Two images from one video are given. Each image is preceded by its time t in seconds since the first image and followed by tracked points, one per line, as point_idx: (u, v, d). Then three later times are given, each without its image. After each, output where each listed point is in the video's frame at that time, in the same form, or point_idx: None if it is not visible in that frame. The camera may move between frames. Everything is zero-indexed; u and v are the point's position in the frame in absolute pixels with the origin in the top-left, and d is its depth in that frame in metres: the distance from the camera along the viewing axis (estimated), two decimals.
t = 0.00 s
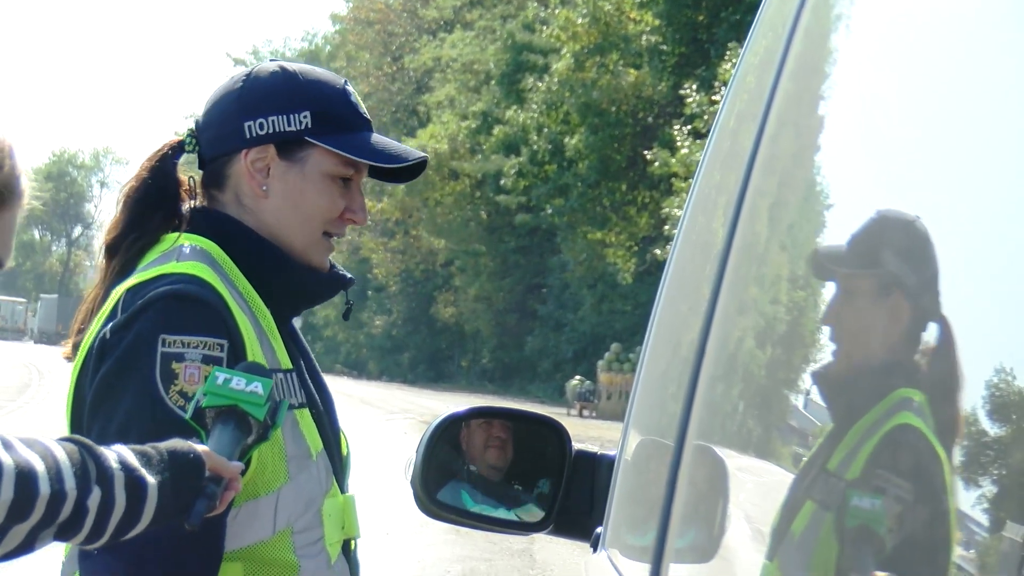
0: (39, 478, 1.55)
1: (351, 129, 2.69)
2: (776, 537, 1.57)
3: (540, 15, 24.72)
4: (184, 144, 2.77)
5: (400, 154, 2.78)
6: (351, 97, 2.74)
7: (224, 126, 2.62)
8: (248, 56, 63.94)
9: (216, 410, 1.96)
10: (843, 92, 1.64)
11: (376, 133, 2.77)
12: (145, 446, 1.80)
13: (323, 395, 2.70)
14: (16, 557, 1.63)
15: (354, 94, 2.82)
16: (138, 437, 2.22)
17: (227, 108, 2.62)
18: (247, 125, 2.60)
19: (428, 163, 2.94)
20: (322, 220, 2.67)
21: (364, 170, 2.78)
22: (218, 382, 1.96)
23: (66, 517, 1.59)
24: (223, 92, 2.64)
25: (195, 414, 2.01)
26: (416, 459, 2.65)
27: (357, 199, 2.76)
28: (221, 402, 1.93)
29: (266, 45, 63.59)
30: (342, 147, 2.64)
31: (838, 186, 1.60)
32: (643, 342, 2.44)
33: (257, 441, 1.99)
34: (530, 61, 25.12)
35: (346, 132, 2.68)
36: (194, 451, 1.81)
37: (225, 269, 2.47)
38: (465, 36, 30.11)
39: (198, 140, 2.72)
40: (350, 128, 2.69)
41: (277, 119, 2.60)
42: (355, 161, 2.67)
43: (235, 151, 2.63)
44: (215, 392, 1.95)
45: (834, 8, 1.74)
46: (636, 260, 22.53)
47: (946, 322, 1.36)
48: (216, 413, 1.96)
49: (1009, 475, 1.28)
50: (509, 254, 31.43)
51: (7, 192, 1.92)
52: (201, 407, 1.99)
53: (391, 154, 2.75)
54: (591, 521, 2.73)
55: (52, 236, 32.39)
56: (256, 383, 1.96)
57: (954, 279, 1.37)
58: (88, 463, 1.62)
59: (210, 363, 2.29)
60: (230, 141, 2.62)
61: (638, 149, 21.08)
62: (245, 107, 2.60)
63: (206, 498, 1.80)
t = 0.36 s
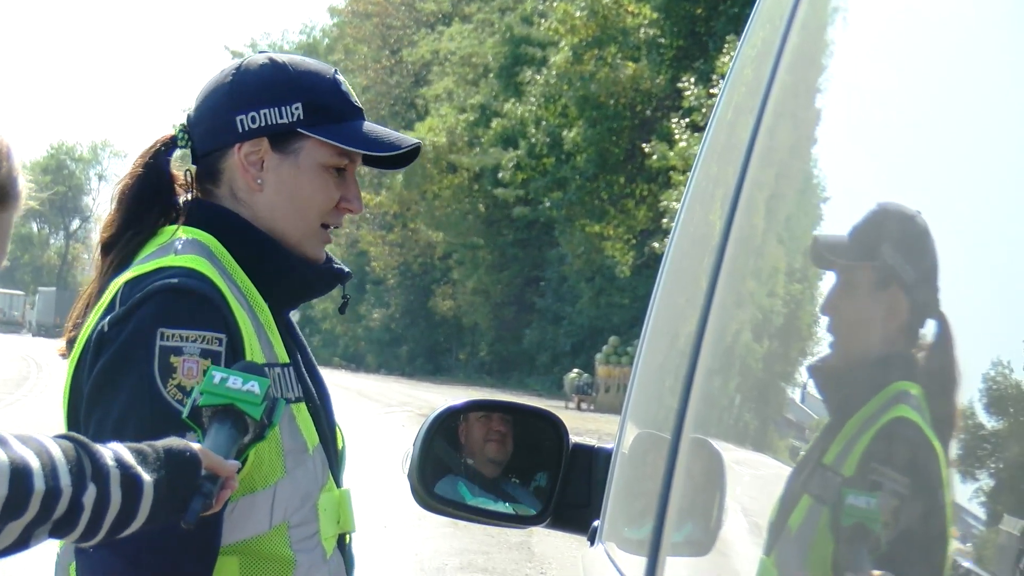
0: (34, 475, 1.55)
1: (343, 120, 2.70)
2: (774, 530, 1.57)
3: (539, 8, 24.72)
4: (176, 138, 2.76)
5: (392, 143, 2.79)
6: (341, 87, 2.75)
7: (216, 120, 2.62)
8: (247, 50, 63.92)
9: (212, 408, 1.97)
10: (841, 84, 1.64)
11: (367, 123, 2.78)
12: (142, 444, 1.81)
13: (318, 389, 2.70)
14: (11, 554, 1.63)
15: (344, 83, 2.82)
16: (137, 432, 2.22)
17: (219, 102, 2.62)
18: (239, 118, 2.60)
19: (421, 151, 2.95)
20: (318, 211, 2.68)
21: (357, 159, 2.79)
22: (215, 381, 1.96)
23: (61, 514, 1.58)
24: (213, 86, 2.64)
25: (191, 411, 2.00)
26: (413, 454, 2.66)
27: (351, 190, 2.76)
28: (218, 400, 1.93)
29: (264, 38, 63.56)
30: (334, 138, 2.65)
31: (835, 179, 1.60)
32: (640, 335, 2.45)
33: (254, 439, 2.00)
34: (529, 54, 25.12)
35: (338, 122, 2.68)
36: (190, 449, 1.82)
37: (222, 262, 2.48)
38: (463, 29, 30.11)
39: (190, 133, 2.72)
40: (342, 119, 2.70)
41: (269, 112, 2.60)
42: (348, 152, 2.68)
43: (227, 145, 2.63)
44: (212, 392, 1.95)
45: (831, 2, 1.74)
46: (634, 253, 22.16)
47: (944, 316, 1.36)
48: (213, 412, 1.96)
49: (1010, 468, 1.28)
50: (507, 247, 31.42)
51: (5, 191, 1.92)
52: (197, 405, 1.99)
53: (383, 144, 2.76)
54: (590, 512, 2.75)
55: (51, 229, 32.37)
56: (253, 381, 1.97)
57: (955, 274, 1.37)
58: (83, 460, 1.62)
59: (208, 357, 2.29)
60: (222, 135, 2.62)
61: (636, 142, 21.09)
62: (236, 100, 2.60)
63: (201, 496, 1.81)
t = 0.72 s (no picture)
0: (44, 470, 1.56)
1: (358, 126, 2.69)
2: (777, 525, 1.57)
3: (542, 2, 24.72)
4: (188, 128, 2.77)
5: (406, 154, 2.78)
6: (360, 93, 2.74)
7: (231, 114, 2.63)
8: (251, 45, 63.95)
9: (226, 403, 1.97)
10: (845, 79, 1.63)
11: (383, 132, 2.77)
12: (155, 438, 1.81)
13: (322, 384, 2.70)
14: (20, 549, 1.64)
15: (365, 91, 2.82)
16: (139, 429, 2.22)
17: (234, 98, 2.63)
18: (254, 114, 2.61)
19: (433, 166, 2.94)
20: (326, 213, 2.66)
21: (370, 166, 2.79)
22: (229, 375, 1.96)
23: (70, 510, 1.60)
24: (233, 78, 2.65)
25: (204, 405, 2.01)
26: (417, 447, 2.66)
27: (361, 192, 2.77)
28: (231, 395, 1.93)
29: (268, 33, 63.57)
30: (348, 142, 2.64)
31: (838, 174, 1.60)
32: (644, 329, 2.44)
33: (267, 434, 2.01)
34: (532, 48, 25.14)
35: (353, 128, 2.68)
36: (202, 443, 1.82)
37: (226, 256, 2.48)
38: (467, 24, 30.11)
39: (204, 124, 2.72)
40: (358, 124, 2.69)
41: (284, 111, 2.60)
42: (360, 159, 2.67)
43: (240, 140, 2.63)
44: (226, 385, 1.95)
45: None
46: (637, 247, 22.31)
47: (945, 306, 1.36)
48: (227, 406, 1.96)
49: (1010, 462, 1.26)
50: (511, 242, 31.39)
51: (13, 187, 1.92)
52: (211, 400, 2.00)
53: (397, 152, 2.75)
54: (592, 508, 2.74)
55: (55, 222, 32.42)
56: (267, 375, 1.97)
57: (954, 270, 1.36)
58: (94, 454, 1.63)
59: (211, 352, 2.29)
60: (235, 130, 2.63)
61: (639, 137, 21.09)
62: (251, 97, 2.61)
63: (213, 492, 1.82)
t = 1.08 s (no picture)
0: (48, 469, 1.59)
1: (360, 113, 2.69)
2: (772, 521, 1.57)
3: None
4: (192, 130, 2.78)
5: (410, 139, 2.79)
6: (359, 80, 2.74)
7: (232, 111, 2.63)
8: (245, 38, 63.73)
9: (229, 403, 2.03)
10: (842, 74, 1.63)
11: (385, 118, 2.77)
12: (159, 437, 1.85)
13: (325, 384, 2.70)
14: (25, 545, 1.68)
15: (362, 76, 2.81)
16: (141, 426, 2.22)
17: (234, 94, 2.63)
18: (255, 110, 2.61)
19: (437, 144, 2.95)
20: (333, 205, 2.67)
21: (374, 152, 2.79)
22: (233, 375, 2.02)
23: (74, 507, 1.63)
24: (230, 77, 2.65)
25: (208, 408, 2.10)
26: (412, 441, 2.63)
27: (367, 182, 2.77)
28: (237, 395, 1.99)
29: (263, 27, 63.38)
30: (351, 131, 2.64)
31: (836, 168, 1.60)
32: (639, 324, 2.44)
33: (270, 434, 2.05)
34: (527, 44, 25.15)
35: (355, 116, 2.68)
36: (206, 444, 1.86)
37: (234, 252, 2.48)
38: (462, 19, 30.10)
39: (207, 124, 2.73)
40: (359, 113, 2.70)
41: (285, 104, 2.60)
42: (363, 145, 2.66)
43: (243, 137, 2.63)
44: (231, 385, 2.01)
45: None
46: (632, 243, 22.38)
47: (936, 301, 1.37)
48: (231, 406, 2.02)
49: (1006, 458, 1.26)
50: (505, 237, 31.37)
51: (23, 183, 1.92)
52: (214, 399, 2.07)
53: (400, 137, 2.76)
54: (587, 504, 2.75)
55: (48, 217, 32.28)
56: (271, 376, 2.02)
57: (954, 268, 1.36)
58: (98, 453, 1.66)
59: (216, 348, 2.29)
60: (238, 127, 2.63)
61: (634, 133, 21.09)
62: (250, 92, 2.61)
63: (217, 492, 1.86)
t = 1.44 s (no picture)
0: (55, 467, 1.62)
1: (380, 119, 2.72)
2: (767, 525, 1.58)
3: None
4: (213, 133, 2.81)
5: (428, 145, 2.81)
6: (381, 86, 2.76)
7: (252, 113, 2.66)
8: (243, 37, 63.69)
9: (236, 398, 2.01)
10: (842, 76, 1.63)
11: (404, 124, 2.79)
12: (165, 434, 1.88)
13: (333, 388, 2.70)
14: (34, 543, 1.72)
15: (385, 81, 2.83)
16: (145, 423, 2.23)
17: (255, 97, 2.66)
18: (275, 113, 2.64)
19: (457, 151, 2.97)
20: (350, 212, 2.71)
21: (392, 158, 2.81)
22: (239, 370, 2.00)
23: (81, 505, 1.66)
24: (250, 79, 2.67)
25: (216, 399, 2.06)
26: (411, 443, 2.61)
27: (385, 187, 2.79)
28: (243, 390, 1.97)
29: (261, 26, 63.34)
30: (370, 136, 2.67)
31: (838, 169, 1.59)
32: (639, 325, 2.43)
33: (277, 429, 2.05)
34: (524, 44, 25.17)
35: (375, 122, 2.70)
36: (213, 440, 1.89)
37: (246, 255, 2.49)
38: (460, 20, 30.10)
39: (227, 128, 2.76)
40: (380, 118, 2.72)
41: (305, 107, 2.63)
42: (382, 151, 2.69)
43: (262, 139, 2.67)
44: (237, 380, 1.99)
45: None
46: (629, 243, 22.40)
47: (928, 300, 1.38)
48: (237, 401, 2.00)
49: (1005, 459, 1.26)
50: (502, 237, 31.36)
51: (24, 176, 1.91)
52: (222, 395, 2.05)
53: (419, 143, 2.78)
54: (585, 504, 2.75)
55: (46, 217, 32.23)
56: (277, 371, 2.01)
57: (955, 268, 1.36)
58: (104, 452, 1.70)
59: (223, 348, 2.30)
60: (257, 129, 2.66)
61: (632, 133, 21.08)
62: (271, 95, 2.64)
63: (223, 487, 1.88)
